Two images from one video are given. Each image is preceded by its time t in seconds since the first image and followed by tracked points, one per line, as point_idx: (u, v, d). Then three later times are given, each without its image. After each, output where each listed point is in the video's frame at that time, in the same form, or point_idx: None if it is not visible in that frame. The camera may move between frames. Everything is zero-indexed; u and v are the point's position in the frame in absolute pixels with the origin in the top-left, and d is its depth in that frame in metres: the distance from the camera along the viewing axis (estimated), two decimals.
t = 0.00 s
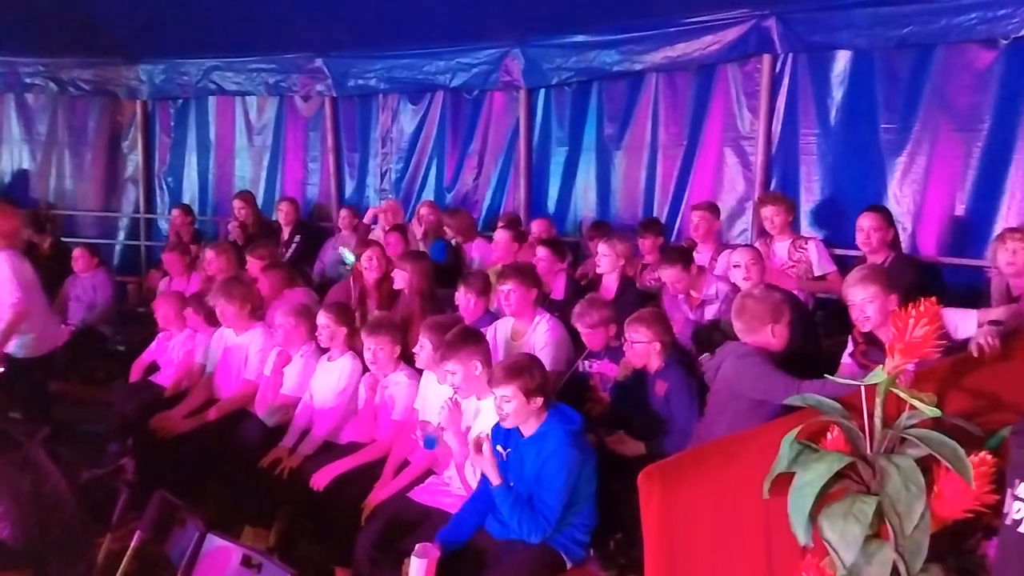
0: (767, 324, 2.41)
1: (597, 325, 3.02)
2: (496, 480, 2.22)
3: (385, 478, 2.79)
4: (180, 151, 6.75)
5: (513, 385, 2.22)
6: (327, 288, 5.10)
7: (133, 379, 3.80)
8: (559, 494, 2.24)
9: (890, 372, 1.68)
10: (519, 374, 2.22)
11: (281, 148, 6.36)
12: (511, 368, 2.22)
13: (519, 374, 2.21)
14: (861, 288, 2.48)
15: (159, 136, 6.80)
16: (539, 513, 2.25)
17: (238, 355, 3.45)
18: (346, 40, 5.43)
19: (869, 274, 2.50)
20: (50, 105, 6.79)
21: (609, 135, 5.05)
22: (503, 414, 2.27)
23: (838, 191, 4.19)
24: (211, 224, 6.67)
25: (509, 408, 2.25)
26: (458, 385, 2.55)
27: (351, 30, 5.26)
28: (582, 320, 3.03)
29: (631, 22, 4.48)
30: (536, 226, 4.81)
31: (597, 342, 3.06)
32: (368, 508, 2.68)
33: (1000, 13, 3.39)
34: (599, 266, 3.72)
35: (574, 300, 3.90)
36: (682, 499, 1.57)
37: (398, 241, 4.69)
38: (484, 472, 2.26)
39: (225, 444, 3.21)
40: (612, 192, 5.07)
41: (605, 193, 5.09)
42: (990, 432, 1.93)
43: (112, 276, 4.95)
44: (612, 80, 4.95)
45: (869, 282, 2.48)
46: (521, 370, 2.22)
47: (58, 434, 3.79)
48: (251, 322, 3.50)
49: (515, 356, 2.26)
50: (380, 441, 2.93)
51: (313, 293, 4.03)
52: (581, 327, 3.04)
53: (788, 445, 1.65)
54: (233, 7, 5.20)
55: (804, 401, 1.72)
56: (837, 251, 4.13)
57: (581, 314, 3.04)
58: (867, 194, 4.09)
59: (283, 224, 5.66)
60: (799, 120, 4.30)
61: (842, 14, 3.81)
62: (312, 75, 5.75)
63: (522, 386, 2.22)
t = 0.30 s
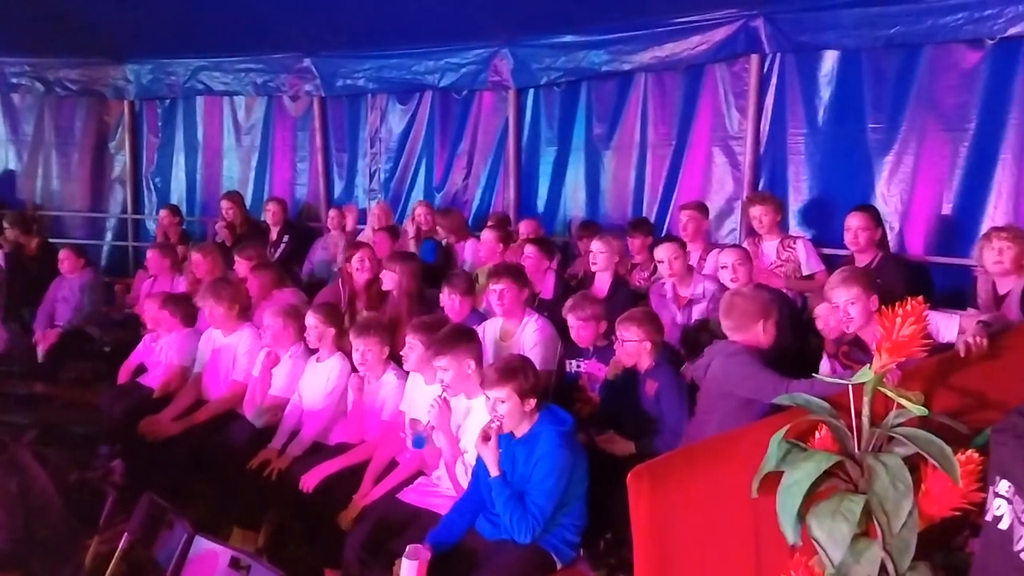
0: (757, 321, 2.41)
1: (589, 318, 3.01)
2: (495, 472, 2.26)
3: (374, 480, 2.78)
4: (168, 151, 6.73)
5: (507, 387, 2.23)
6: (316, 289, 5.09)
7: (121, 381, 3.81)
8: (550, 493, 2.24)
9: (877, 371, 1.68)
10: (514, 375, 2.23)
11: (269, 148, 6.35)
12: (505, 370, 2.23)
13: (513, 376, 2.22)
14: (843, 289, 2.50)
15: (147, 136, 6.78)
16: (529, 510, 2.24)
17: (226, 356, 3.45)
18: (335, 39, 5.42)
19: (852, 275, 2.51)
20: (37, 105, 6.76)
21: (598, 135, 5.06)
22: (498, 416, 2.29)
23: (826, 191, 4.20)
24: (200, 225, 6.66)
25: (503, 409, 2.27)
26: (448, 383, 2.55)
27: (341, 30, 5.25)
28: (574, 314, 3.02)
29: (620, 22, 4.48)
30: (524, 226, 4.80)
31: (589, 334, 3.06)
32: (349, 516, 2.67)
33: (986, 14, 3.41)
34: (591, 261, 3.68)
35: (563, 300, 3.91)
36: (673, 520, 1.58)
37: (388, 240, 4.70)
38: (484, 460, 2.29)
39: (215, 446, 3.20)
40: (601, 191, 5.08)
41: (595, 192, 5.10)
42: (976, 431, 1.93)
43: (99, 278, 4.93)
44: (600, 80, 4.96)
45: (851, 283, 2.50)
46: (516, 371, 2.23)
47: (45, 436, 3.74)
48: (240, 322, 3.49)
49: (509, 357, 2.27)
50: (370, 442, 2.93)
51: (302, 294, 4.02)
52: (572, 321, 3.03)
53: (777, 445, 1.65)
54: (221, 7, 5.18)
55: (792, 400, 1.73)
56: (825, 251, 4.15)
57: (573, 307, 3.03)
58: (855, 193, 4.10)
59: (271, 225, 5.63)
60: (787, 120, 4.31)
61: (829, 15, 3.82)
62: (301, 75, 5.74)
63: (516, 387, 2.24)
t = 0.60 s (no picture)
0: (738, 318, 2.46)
1: (585, 317, 3.01)
2: (496, 471, 2.23)
3: (368, 481, 2.78)
4: (161, 153, 6.73)
5: (500, 391, 2.23)
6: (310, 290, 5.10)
7: (113, 385, 3.80)
8: (545, 494, 2.24)
9: (869, 371, 1.69)
10: (507, 379, 2.22)
11: (263, 149, 6.34)
12: (499, 375, 2.23)
13: (507, 380, 2.22)
14: (842, 285, 2.54)
15: (140, 137, 6.77)
16: (527, 509, 2.24)
17: (221, 358, 3.43)
18: (329, 40, 5.41)
19: (851, 273, 2.55)
20: (29, 107, 6.63)
21: (592, 135, 5.06)
22: (490, 420, 2.30)
23: (819, 191, 4.21)
24: (193, 226, 6.67)
25: (495, 413, 2.27)
26: (445, 382, 2.54)
27: (334, 31, 5.24)
28: (569, 312, 3.02)
29: (612, 22, 4.49)
30: (518, 226, 4.80)
31: (581, 337, 3.05)
32: (342, 514, 2.68)
33: (978, 14, 3.43)
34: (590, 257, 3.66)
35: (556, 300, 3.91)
36: (666, 526, 1.58)
37: (382, 242, 4.71)
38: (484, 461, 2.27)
39: (210, 448, 3.19)
40: (595, 192, 5.08)
41: (588, 193, 5.10)
42: (968, 431, 1.93)
43: (92, 280, 4.90)
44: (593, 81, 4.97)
45: (850, 279, 2.54)
46: (509, 376, 2.23)
47: (38, 439, 3.72)
48: (233, 323, 3.49)
49: (503, 361, 2.26)
50: (363, 444, 2.93)
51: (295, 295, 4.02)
52: (567, 319, 3.03)
53: (771, 445, 1.65)
54: (214, 8, 5.17)
55: (786, 400, 1.73)
56: (819, 251, 4.16)
57: (569, 305, 3.04)
58: (848, 193, 4.12)
59: (265, 225, 5.63)
60: (779, 120, 4.32)
61: (822, 15, 3.83)
62: (294, 76, 5.74)
63: (509, 392, 2.23)
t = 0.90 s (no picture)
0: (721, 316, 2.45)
1: (579, 321, 3.02)
2: (496, 475, 2.21)
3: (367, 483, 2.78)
4: (159, 155, 6.73)
5: (493, 399, 2.24)
6: (308, 292, 5.10)
7: (110, 390, 3.80)
8: (544, 496, 2.24)
9: (868, 372, 1.69)
10: (499, 388, 2.23)
11: (261, 152, 6.35)
12: (490, 383, 2.23)
13: (498, 390, 2.22)
14: (848, 281, 2.51)
15: (138, 139, 6.78)
16: (527, 512, 2.23)
17: (220, 360, 3.42)
18: (326, 42, 5.41)
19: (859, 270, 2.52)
20: (26, 109, 6.60)
21: (590, 137, 5.06)
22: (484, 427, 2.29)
23: (817, 192, 4.21)
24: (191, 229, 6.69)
25: (490, 420, 2.27)
26: (442, 386, 2.54)
27: (332, 33, 5.24)
28: (565, 315, 3.02)
29: (610, 24, 4.48)
30: (516, 226, 4.81)
31: (577, 340, 3.06)
32: (343, 515, 2.67)
33: (976, 15, 3.43)
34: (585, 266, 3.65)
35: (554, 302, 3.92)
36: (665, 529, 1.58)
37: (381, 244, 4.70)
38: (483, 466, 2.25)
39: (209, 451, 3.19)
40: (593, 193, 5.08)
41: (586, 194, 5.10)
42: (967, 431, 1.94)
43: (90, 283, 4.89)
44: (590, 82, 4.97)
45: (858, 276, 2.51)
46: (500, 385, 2.23)
47: (36, 442, 3.71)
48: (231, 326, 3.48)
49: (496, 368, 2.26)
50: (361, 446, 2.92)
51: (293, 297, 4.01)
52: (562, 323, 3.03)
53: (770, 446, 1.65)
54: (212, 10, 5.17)
55: (784, 401, 1.72)
56: (817, 251, 4.16)
57: (564, 309, 3.04)
58: (845, 194, 4.12)
59: (263, 228, 5.62)
60: (777, 121, 4.32)
61: (820, 16, 3.83)
62: (292, 78, 5.74)
63: (501, 400, 2.23)
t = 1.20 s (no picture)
0: (706, 314, 2.40)
1: (580, 326, 3.02)
2: (486, 499, 2.23)
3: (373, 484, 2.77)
4: (164, 157, 6.76)
5: (497, 395, 2.24)
6: (313, 294, 5.10)
7: (117, 391, 3.81)
8: (550, 497, 2.24)
9: (875, 372, 1.69)
10: (503, 385, 2.22)
11: (266, 154, 6.37)
12: (495, 380, 2.23)
13: (503, 385, 2.22)
14: (861, 285, 2.51)
15: (144, 141, 6.81)
16: (531, 519, 2.25)
17: (225, 361, 3.44)
18: (331, 44, 5.42)
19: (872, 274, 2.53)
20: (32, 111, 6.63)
21: (594, 137, 5.06)
22: (489, 423, 2.28)
23: (822, 192, 4.20)
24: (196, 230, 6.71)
25: (493, 418, 2.26)
26: (445, 387, 2.54)
27: (336, 35, 5.24)
28: (564, 323, 3.02)
29: (614, 24, 4.48)
30: (520, 226, 4.81)
31: (580, 344, 3.06)
32: (351, 517, 2.67)
33: (981, 14, 3.42)
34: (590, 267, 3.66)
35: (558, 302, 3.92)
36: (672, 530, 1.58)
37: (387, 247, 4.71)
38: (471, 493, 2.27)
39: (214, 452, 3.20)
40: (598, 193, 5.08)
41: (591, 195, 5.10)
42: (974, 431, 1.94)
43: (96, 284, 4.90)
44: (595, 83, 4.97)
45: (870, 280, 2.52)
46: (505, 382, 2.23)
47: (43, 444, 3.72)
48: (238, 327, 3.49)
49: (501, 366, 2.26)
50: (367, 447, 2.93)
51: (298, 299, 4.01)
52: (563, 330, 3.04)
53: (777, 447, 1.65)
54: (217, 13, 5.18)
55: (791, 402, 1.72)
56: (822, 251, 4.15)
57: (563, 317, 3.03)
58: (850, 194, 4.11)
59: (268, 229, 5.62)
60: (782, 121, 4.32)
61: (824, 16, 3.82)
62: (296, 80, 5.75)
63: (505, 397, 2.23)
